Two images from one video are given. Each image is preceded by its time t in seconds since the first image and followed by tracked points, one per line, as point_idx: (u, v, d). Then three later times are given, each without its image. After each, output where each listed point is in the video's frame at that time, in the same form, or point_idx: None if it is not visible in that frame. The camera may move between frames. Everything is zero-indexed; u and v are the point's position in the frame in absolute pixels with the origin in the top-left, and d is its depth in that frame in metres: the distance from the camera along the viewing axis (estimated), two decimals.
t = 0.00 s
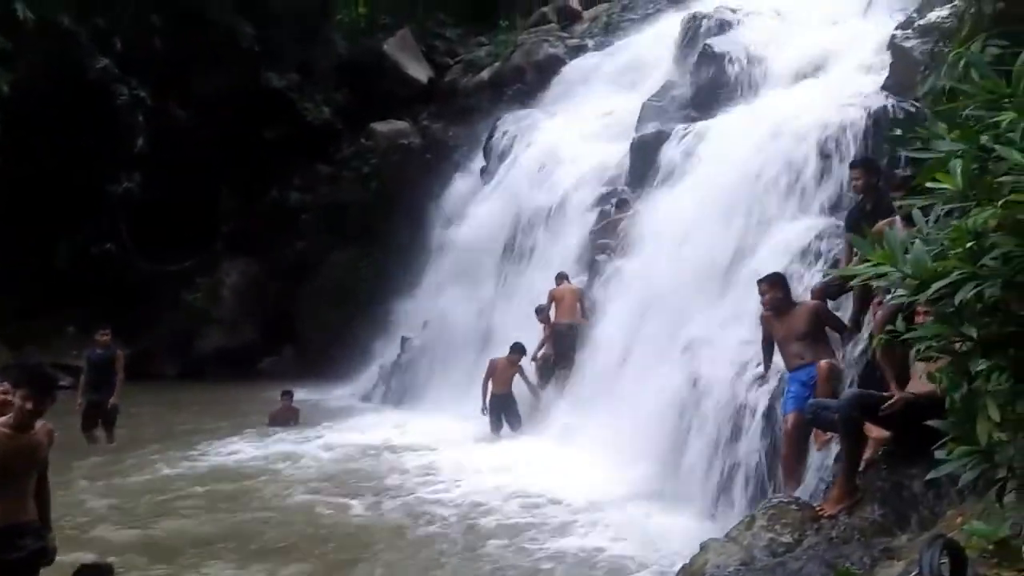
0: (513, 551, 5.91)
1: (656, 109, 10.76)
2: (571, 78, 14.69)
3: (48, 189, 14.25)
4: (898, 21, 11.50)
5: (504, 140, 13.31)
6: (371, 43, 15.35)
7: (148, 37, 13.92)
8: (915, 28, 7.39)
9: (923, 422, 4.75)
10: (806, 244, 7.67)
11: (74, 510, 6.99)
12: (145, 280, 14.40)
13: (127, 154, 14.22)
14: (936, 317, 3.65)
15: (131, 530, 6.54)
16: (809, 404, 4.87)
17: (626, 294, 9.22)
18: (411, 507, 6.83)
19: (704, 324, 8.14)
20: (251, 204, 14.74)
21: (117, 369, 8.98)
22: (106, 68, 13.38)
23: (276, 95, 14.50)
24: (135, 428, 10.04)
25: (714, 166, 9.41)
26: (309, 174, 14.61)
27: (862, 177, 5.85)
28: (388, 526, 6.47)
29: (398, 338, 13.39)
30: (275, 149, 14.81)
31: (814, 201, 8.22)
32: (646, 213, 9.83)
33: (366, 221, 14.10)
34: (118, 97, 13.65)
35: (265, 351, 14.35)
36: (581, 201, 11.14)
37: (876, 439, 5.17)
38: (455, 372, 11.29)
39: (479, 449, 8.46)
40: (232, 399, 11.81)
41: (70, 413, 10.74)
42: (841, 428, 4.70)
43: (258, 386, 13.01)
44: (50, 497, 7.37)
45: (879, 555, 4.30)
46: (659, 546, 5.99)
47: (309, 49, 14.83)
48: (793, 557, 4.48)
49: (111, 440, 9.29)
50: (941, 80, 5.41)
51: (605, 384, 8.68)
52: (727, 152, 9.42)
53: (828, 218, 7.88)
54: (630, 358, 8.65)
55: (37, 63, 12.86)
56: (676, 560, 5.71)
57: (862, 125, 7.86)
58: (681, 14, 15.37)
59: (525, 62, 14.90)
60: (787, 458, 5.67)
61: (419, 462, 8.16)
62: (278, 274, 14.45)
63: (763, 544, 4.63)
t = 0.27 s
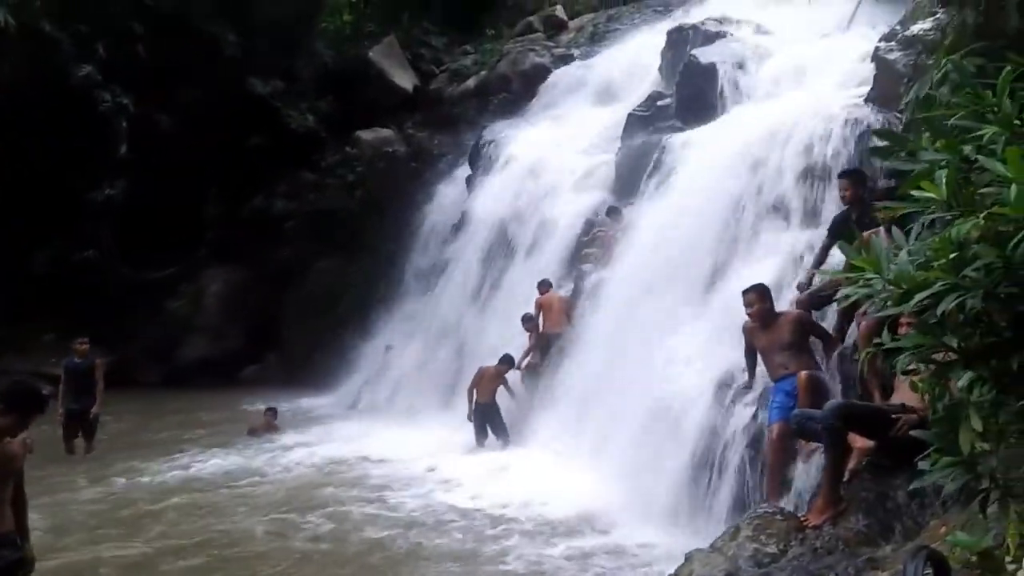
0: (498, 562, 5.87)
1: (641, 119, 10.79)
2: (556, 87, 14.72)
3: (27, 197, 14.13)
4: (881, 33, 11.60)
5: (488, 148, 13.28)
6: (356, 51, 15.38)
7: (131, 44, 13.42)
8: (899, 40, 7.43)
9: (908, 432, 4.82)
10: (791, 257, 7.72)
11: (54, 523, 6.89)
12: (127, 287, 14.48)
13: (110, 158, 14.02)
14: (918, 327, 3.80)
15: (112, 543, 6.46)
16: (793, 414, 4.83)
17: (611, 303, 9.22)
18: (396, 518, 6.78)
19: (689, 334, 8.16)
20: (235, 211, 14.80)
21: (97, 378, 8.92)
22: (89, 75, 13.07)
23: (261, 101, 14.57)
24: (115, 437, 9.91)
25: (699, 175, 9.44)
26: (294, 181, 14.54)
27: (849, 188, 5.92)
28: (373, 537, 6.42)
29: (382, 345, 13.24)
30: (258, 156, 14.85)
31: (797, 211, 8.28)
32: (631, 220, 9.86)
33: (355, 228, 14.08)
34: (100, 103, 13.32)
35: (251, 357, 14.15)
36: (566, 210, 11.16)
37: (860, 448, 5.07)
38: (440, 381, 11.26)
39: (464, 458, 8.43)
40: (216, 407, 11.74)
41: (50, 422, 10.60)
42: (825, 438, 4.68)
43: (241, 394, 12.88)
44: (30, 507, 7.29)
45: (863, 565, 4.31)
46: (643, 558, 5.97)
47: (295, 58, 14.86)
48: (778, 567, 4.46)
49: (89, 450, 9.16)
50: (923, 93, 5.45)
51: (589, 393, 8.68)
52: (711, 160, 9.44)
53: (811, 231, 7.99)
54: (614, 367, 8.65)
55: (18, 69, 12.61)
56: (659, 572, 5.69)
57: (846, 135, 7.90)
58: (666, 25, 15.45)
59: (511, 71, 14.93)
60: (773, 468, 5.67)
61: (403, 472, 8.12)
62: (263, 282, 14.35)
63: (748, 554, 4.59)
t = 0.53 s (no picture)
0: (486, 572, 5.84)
1: (629, 130, 10.65)
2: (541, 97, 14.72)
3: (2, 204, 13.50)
4: (865, 46, 11.71)
5: (473, 156, 13.28)
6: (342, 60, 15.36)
7: (114, 49, 13.33)
8: (883, 54, 7.54)
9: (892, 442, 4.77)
10: (775, 267, 7.73)
11: (34, 534, 6.78)
12: (109, 294, 14.08)
13: (93, 166, 13.68)
14: (903, 339, 3.78)
15: (94, 553, 6.36)
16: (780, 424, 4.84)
17: (598, 312, 9.22)
18: (383, 529, 6.72)
19: (676, 346, 8.18)
20: (219, 218, 14.59)
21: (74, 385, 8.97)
22: (72, 82, 12.95)
23: (246, 109, 14.46)
24: (95, 446, 9.80)
25: (685, 186, 9.47)
26: (278, 190, 14.41)
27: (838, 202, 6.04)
28: (361, 548, 6.35)
29: (366, 355, 13.21)
30: (247, 164, 14.69)
31: (782, 222, 8.32)
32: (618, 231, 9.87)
33: (342, 236, 14.13)
34: (83, 110, 13.18)
35: (233, 366, 14.18)
36: (552, 220, 11.12)
37: (846, 459, 5.14)
38: (425, 390, 11.21)
39: (449, 468, 8.41)
40: (199, 416, 11.68)
41: (29, 431, 10.45)
42: (812, 449, 4.68)
43: (224, 403, 12.77)
44: (10, 517, 7.20)
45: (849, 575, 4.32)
46: (627, 567, 6.00)
47: (282, 66, 14.76)
48: None
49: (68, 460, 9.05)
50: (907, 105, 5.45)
51: (576, 404, 8.66)
52: (697, 171, 9.47)
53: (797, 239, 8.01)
54: (601, 378, 8.64)
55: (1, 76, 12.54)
56: None
57: (830, 149, 8.01)
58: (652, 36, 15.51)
59: (497, 80, 14.96)
60: (760, 474, 5.73)
61: (389, 481, 8.07)
62: (246, 288, 14.34)
63: (734, 565, 4.61)
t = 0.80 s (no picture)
0: None
1: (615, 140, 10.66)
2: (526, 107, 14.75)
3: None
4: (851, 58, 11.79)
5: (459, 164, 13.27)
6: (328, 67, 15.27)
7: (98, 54, 13.41)
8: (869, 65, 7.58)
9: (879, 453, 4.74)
10: (761, 276, 7.78)
11: (12, 543, 6.74)
12: (93, 301, 14.17)
13: (78, 172, 13.90)
14: (892, 348, 3.80)
15: (72, 562, 6.33)
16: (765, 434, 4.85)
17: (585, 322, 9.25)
18: (366, 539, 6.69)
19: (661, 354, 8.21)
20: (201, 228, 14.51)
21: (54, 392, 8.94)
22: (55, 88, 13.22)
23: (233, 117, 14.23)
24: (76, 453, 9.78)
25: (671, 196, 9.52)
26: (265, 198, 14.35)
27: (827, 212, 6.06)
28: (342, 557, 6.32)
29: (350, 364, 13.14)
30: (233, 174, 14.51)
31: (768, 231, 8.38)
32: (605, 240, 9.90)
33: (327, 243, 14.06)
34: (67, 117, 13.45)
35: (216, 373, 13.94)
36: (539, 229, 11.16)
37: (831, 468, 5.06)
38: (411, 400, 11.16)
39: (436, 477, 8.42)
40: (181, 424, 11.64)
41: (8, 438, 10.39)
42: (796, 459, 4.68)
43: (205, 412, 12.67)
44: None
45: None
46: None
47: (267, 74, 14.37)
48: None
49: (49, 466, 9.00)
50: (894, 117, 5.48)
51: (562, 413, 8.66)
52: (683, 180, 9.52)
53: (784, 249, 8.06)
54: (587, 387, 8.65)
55: None
56: None
57: (815, 156, 8.04)
58: (638, 45, 15.53)
59: (483, 89, 14.98)
60: (745, 487, 5.73)
61: (374, 491, 8.04)
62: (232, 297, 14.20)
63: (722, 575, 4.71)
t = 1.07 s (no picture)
0: None
1: (605, 149, 10.71)
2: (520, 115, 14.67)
3: None
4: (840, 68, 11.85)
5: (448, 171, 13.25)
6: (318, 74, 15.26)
7: (86, 61, 13.37)
8: (857, 76, 7.66)
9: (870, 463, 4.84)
10: (749, 286, 7.81)
11: None
12: (76, 310, 13.96)
13: (65, 180, 13.67)
14: (883, 360, 3.86)
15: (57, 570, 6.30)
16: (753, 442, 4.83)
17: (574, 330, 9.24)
18: (352, 548, 6.67)
19: (650, 363, 8.21)
20: (189, 237, 14.50)
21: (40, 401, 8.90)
22: (42, 93, 12.93)
23: (219, 121, 14.35)
24: (62, 460, 9.71)
25: (661, 205, 9.54)
26: (251, 204, 14.33)
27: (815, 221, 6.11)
28: (328, 566, 6.32)
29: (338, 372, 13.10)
30: (217, 178, 14.59)
31: (757, 241, 8.42)
32: (594, 249, 9.90)
33: (314, 249, 14.01)
34: (55, 122, 13.17)
35: (202, 382, 13.85)
36: (529, 236, 11.14)
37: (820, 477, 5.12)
38: (400, 408, 11.11)
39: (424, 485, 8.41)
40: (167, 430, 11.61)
41: None
42: (786, 466, 4.72)
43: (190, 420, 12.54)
44: None
45: None
46: None
47: (255, 78, 14.66)
48: None
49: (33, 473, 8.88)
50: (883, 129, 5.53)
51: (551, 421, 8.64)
52: (673, 190, 9.54)
53: (772, 257, 8.08)
54: (576, 395, 8.64)
55: None
56: None
57: (801, 164, 8.06)
58: (628, 54, 15.54)
59: (474, 97, 14.96)
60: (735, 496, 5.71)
61: (362, 498, 8.03)
62: (215, 301, 14.12)
63: None
